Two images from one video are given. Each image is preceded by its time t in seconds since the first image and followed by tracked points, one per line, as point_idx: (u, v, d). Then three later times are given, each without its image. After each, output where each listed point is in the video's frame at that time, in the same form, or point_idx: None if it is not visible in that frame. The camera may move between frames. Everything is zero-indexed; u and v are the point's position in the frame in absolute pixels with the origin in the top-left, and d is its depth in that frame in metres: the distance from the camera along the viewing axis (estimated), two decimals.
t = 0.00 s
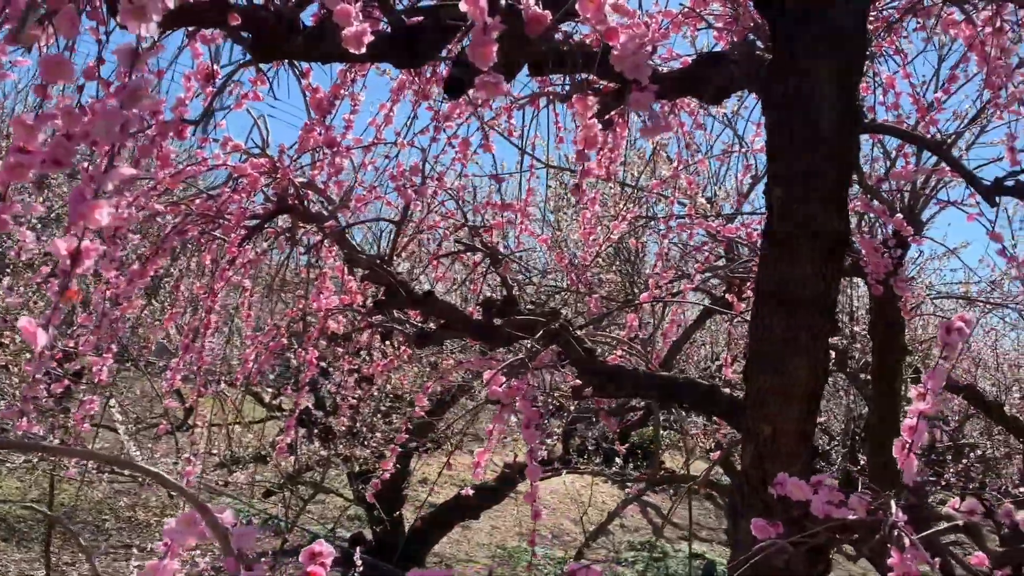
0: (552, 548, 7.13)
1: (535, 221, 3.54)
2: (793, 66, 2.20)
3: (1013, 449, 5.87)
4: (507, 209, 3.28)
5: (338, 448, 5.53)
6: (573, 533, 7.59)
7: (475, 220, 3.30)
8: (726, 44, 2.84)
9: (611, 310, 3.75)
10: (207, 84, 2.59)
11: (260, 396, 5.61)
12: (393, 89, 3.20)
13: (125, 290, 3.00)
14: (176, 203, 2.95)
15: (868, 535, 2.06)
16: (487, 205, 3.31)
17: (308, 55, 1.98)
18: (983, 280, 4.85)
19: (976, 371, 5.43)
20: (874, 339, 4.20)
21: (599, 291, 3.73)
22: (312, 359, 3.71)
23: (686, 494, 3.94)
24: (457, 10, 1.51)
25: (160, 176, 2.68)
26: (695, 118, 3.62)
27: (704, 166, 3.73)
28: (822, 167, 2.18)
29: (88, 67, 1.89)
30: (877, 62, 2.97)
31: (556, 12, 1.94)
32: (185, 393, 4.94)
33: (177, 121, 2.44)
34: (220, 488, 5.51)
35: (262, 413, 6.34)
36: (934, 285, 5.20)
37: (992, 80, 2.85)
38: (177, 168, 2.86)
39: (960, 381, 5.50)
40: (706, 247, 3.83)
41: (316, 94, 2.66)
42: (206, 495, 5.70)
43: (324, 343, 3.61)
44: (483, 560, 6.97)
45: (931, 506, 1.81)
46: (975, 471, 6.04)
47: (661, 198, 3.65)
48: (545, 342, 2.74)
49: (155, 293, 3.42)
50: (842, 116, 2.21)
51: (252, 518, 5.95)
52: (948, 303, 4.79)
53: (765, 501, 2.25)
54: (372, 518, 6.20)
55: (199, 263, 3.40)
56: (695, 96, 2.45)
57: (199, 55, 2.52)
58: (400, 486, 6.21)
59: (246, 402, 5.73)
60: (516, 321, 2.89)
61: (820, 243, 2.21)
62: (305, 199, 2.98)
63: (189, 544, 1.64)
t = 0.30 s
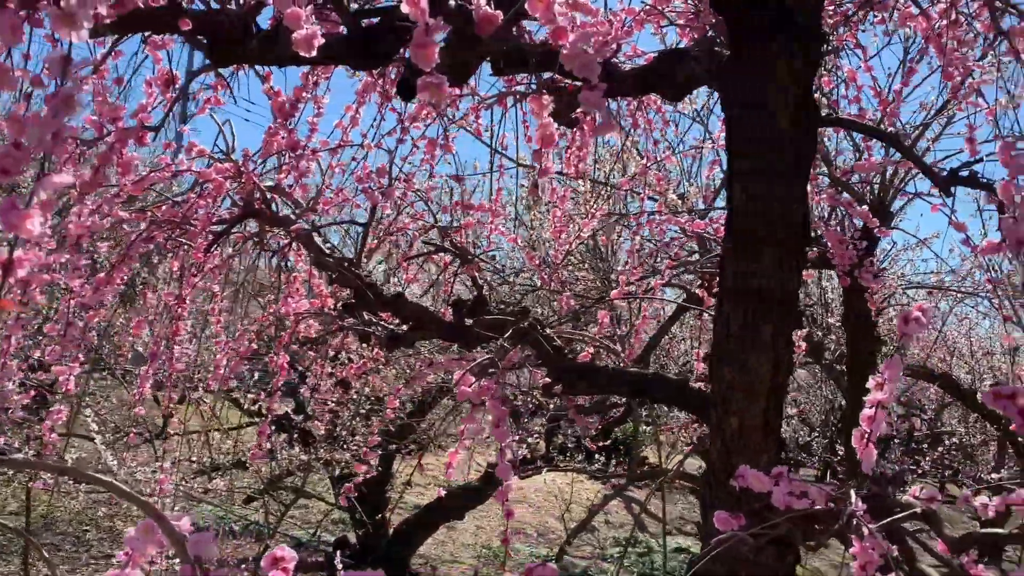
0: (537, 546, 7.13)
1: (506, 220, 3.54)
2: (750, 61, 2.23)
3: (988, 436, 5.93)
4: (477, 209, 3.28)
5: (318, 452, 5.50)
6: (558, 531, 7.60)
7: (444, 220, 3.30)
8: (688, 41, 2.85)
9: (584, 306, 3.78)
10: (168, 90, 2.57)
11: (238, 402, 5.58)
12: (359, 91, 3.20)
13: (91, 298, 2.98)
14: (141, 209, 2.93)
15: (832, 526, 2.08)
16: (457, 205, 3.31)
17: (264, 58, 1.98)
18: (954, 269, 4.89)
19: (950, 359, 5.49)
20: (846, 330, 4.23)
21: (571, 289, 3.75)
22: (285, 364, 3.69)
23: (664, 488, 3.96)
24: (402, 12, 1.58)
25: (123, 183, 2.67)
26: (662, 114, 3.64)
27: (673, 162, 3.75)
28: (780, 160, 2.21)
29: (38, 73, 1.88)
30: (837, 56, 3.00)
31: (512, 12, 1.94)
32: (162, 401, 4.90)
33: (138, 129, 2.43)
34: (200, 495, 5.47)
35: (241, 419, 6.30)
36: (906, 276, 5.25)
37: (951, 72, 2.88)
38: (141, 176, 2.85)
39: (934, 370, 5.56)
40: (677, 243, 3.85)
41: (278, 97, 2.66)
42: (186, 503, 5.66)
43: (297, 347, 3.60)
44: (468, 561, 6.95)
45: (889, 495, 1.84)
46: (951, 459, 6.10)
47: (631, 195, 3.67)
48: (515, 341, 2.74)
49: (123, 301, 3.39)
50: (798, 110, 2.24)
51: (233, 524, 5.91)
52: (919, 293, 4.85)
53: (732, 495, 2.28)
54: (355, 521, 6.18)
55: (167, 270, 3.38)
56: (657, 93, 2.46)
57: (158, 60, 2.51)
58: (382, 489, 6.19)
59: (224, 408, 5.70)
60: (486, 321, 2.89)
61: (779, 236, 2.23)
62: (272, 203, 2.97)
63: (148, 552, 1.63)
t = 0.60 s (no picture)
0: (519, 542, 7.14)
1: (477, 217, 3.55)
2: (708, 54, 2.27)
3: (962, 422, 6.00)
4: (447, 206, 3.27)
5: (296, 453, 5.48)
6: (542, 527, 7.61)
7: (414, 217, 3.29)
8: (652, 34, 2.87)
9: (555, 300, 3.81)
10: (129, 91, 2.55)
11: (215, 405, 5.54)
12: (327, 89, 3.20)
13: (57, 302, 2.95)
14: (106, 211, 2.91)
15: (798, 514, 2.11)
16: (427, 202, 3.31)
17: (222, 56, 1.97)
18: (923, 258, 4.95)
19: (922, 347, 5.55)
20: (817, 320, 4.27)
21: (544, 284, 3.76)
22: (257, 365, 3.67)
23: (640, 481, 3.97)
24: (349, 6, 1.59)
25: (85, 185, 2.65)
26: (631, 108, 3.67)
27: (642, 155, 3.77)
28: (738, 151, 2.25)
29: None
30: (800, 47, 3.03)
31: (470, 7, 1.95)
32: (136, 405, 4.86)
33: (98, 130, 2.42)
34: (177, 499, 5.43)
35: (219, 422, 6.25)
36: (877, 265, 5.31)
37: (911, 62, 2.92)
38: (105, 177, 2.84)
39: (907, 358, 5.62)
40: (648, 236, 3.87)
41: (241, 96, 2.65)
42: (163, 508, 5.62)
43: (269, 348, 3.58)
44: (451, 559, 6.95)
45: (850, 481, 1.86)
46: (926, 445, 6.17)
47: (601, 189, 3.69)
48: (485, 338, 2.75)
49: (91, 304, 3.36)
50: (758, 104, 2.28)
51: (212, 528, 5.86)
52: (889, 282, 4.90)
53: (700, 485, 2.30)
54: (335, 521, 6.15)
55: (134, 272, 3.35)
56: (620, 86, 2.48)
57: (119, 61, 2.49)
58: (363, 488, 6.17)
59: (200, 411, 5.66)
60: (456, 318, 2.89)
61: (739, 227, 2.27)
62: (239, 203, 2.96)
63: (110, 555, 1.61)
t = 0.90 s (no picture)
0: (499, 534, 7.15)
1: (448, 207, 3.54)
2: (670, 40, 2.28)
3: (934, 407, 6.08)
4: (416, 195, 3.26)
5: (273, 448, 5.45)
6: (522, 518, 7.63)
7: (384, 207, 3.27)
8: (619, 21, 2.87)
9: (526, 288, 3.82)
10: (89, 82, 2.52)
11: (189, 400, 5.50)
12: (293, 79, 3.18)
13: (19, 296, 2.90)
14: (69, 204, 2.87)
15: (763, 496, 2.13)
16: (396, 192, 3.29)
17: (179, 44, 1.95)
18: (894, 245, 5.00)
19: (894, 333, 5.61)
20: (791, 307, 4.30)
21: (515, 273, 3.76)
22: (228, 358, 3.63)
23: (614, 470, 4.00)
24: None
25: (45, 177, 2.61)
26: (601, 96, 3.68)
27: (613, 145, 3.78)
28: (701, 138, 2.27)
29: None
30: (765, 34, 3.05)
31: None
32: (108, 402, 4.80)
33: (58, 121, 2.39)
34: (152, 496, 5.38)
35: (194, 418, 6.20)
36: (849, 252, 5.36)
37: (875, 47, 2.94)
38: (67, 170, 2.80)
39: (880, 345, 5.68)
40: (619, 224, 3.88)
41: (204, 86, 2.63)
42: (138, 505, 5.56)
43: (239, 340, 3.55)
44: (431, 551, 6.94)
45: (811, 461, 1.88)
46: (899, 430, 6.24)
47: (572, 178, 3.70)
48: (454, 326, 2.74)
49: (56, 298, 3.31)
50: (720, 90, 2.29)
51: (188, 524, 5.82)
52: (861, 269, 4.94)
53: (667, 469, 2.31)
54: (314, 516, 6.13)
55: (100, 266, 3.31)
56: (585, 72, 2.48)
57: (77, 51, 2.45)
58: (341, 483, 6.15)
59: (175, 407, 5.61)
60: (426, 307, 2.87)
61: (703, 211, 2.29)
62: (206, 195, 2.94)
63: (69, 548, 1.59)
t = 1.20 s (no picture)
0: (479, 518, 7.16)
1: (421, 186, 3.53)
2: (637, 13, 2.28)
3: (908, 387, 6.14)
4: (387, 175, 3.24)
5: (250, 434, 5.42)
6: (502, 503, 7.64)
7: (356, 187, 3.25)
8: None
9: (499, 267, 3.82)
10: (49, 57, 2.47)
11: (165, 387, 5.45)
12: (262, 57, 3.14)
13: None
14: (33, 183, 2.82)
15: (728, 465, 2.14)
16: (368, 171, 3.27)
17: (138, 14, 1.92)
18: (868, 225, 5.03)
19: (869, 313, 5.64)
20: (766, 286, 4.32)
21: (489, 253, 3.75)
22: (199, 341, 3.60)
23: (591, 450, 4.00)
24: None
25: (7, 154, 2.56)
26: (574, 75, 3.66)
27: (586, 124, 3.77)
28: (669, 111, 2.27)
29: None
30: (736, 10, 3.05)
31: None
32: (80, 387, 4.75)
33: (17, 96, 2.34)
34: (127, 483, 5.34)
35: (171, 405, 6.15)
36: (824, 234, 5.38)
37: (845, 23, 2.95)
38: (31, 148, 2.75)
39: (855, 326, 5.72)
40: (593, 203, 3.88)
41: (168, 62, 2.59)
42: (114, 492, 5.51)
43: (211, 322, 3.51)
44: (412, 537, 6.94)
45: (776, 430, 1.89)
46: (874, 411, 6.30)
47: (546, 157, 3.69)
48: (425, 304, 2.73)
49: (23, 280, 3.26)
50: (688, 63, 2.29)
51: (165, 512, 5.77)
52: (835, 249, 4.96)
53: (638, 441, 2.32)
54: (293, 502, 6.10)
55: (68, 247, 3.26)
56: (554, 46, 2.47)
57: (36, 25, 2.40)
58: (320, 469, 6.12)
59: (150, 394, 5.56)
60: (397, 285, 2.85)
61: (671, 185, 2.30)
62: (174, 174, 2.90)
63: (28, 523, 1.56)
